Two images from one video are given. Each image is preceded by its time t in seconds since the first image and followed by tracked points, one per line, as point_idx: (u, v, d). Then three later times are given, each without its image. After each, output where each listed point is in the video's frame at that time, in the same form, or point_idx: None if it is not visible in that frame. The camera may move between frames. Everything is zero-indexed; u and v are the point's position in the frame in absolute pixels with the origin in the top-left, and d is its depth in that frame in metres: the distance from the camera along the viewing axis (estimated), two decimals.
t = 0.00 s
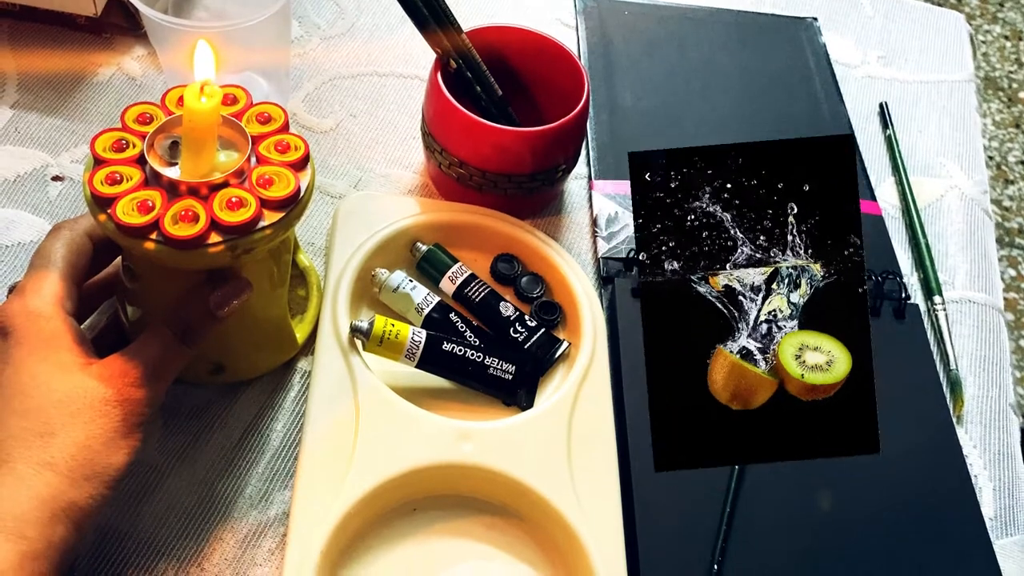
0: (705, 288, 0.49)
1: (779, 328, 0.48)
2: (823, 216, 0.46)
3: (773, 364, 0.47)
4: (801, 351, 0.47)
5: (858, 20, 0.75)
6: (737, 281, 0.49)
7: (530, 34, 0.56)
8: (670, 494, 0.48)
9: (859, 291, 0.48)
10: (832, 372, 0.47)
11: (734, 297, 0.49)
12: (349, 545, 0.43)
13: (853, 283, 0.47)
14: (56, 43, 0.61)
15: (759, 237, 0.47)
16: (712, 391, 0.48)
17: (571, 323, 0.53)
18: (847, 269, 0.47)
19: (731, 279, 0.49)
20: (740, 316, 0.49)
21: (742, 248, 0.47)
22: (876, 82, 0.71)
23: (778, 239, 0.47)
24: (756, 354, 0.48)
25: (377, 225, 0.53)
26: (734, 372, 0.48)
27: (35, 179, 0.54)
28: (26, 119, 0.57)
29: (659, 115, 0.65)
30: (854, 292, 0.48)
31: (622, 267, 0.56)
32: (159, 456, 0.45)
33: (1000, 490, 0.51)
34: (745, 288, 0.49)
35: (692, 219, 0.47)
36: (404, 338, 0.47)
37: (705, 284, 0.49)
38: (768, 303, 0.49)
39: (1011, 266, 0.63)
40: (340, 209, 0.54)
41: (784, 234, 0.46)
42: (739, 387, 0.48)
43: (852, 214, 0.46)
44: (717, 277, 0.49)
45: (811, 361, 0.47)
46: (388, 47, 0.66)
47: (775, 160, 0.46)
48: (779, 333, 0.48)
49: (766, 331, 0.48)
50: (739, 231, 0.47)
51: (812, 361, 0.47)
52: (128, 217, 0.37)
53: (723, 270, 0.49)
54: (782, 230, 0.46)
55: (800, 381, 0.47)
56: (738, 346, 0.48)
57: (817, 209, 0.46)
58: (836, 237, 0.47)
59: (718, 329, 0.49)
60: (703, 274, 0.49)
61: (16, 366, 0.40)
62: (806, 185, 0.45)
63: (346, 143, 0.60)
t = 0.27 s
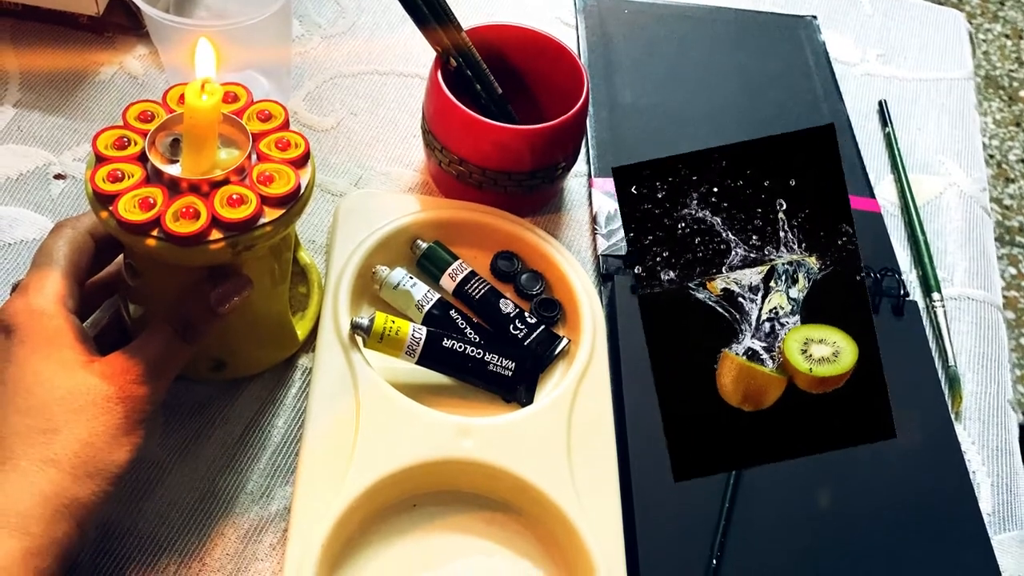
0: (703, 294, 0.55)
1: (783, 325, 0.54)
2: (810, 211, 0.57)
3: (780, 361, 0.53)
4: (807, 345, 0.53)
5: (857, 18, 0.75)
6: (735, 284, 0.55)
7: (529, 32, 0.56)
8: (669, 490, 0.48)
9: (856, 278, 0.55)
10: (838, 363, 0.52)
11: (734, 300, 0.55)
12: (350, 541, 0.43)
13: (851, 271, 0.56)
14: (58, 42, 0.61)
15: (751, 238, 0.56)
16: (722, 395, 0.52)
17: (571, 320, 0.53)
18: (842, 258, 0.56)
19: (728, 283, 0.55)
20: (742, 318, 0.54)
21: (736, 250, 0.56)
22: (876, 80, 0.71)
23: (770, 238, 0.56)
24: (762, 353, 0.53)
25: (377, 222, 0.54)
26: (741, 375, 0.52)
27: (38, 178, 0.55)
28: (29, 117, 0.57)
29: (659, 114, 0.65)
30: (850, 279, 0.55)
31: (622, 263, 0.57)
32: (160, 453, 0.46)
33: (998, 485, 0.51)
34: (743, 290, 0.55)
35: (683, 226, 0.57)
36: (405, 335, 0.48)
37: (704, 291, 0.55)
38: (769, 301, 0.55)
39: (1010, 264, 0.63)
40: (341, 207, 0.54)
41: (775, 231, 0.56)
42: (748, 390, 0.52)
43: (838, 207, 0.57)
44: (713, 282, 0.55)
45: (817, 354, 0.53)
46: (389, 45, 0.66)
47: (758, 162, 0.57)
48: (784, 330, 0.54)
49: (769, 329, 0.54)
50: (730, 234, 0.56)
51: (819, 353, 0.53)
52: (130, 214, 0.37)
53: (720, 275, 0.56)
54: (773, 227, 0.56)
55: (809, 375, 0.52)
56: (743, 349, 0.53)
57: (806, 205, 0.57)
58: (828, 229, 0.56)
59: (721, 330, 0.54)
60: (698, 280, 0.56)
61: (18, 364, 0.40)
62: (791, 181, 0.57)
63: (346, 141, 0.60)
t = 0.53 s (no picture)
0: (703, 294, 0.55)
1: (783, 325, 0.54)
2: (810, 210, 0.57)
3: (780, 361, 0.53)
4: (806, 345, 0.53)
5: (857, 17, 0.76)
6: (735, 283, 0.56)
7: (529, 31, 0.56)
8: (670, 486, 0.48)
9: (856, 278, 0.55)
10: (838, 362, 0.52)
11: (734, 299, 0.55)
12: (352, 537, 0.44)
13: (851, 271, 0.56)
14: (61, 41, 0.61)
15: (752, 238, 0.57)
16: (722, 395, 0.52)
17: (571, 317, 0.53)
18: (842, 258, 0.56)
19: (728, 282, 0.56)
20: (742, 317, 0.54)
21: (736, 250, 0.57)
22: (876, 79, 0.71)
23: (769, 237, 0.57)
24: (762, 353, 0.53)
25: (379, 221, 0.54)
26: (741, 375, 0.52)
27: (42, 177, 0.55)
28: (32, 117, 0.57)
29: (659, 112, 0.65)
30: (851, 280, 0.55)
31: (622, 261, 0.57)
32: (163, 450, 0.46)
33: (998, 482, 0.51)
34: (743, 289, 0.55)
35: (682, 226, 0.57)
36: (406, 332, 0.48)
37: (703, 290, 0.55)
38: (769, 301, 0.55)
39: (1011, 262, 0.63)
40: (342, 206, 0.54)
41: (776, 232, 0.56)
42: (748, 389, 0.52)
43: (838, 207, 0.57)
44: (713, 282, 0.56)
45: (817, 354, 0.53)
46: (390, 44, 0.66)
47: (755, 162, 0.58)
48: (784, 330, 0.54)
49: (769, 329, 0.54)
50: (730, 234, 0.57)
51: (819, 353, 0.53)
52: (133, 212, 0.37)
53: (720, 275, 0.56)
54: (773, 228, 0.57)
55: (809, 375, 0.52)
56: (743, 349, 0.53)
57: (806, 204, 0.57)
58: (827, 229, 0.57)
59: (722, 332, 0.54)
60: (698, 279, 0.56)
61: (23, 362, 0.40)
62: (790, 181, 0.57)
63: (348, 140, 0.60)
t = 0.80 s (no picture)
0: (704, 288, 0.54)
1: (779, 328, 0.52)
2: (822, 217, 0.50)
3: (773, 363, 0.51)
4: (801, 351, 0.52)
5: (859, 15, 0.76)
6: (737, 281, 0.54)
7: (532, 29, 0.57)
8: (674, 482, 0.49)
9: (860, 290, 0.52)
10: (832, 371, 0.51)
11: (734, 297, 0.54)
12: (357, 533, 0.44)
13: (854, 283, 0.52)
14: (65, 41, 0.62)
15: (759, 238, 0.51)
16: (712, 391, 0.51)
17: (574, 314, 0.54)
18: (847, 268, 0.51)
19: (731, 279, 0.54)
20: (740, 316, 0.53)
21: (743, 248, 0.52)
22: (878, 76, 0.71)
23: (777, 240, 0.51)
24: (756, 354, 0.52)
25: (383, 219, 0.54)
26: (733, 373, 0.51)
27: (47, 176, 0.55)
28: (37, 116, 0.58)
29: (662, 110, 0.65)
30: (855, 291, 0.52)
31: (625, 259, 0.57)
32: (169, 447, 0.46)
33: (1001, 477, 0.51)
34: (745, 288, 0.54)
35: (692, 219, 0.51)
36: (410, 330, 0.48)
37: (704, 284, 0.54)
38: (769, 302, 0.53)
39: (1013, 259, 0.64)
40: (346, 204, 0.54)
41: (784, 234, 0.51)
42: (738, 388, 0.51)
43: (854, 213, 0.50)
44: (717, 278, 0.54)
45: (811, 361, 0.51)
46: (392, 44, 0.67)
47: (774, 161, 0.49)
48: (780, 333, 0.52)
49: (766, 331, 0.52)
50: (739, 231, 0.51)
51: (813, 361, 0.51)
52: (138, 210, 0.38)
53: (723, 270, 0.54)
54: (782, 230, 0.51)
55: (800, 381, 0.51)
56: (738, 346, 0.52)
57: (817, 210, 0.50)
58: (836, 236, 0.50)
59: (717, 329, 0.53)
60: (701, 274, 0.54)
61: (29, 360, 0.40)
62: (805, 186, 0.49)
63: (351, 139, 0.61)
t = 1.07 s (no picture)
0: (703, 300, 0.53)
1: (785, 322, 0.52)
2: (800, 205, 0.55)
3: (787, 357, 0.51)
4: (812, 338, 0.52)
5: (861, 12, 0.76)
6: (733, 285, 0.54)
7: (533, 27, 0.57)
8: (676, 479, 0.49)
9: (853, 267, 0.54)
10: (845, 352, 0.52)
11: (734, 301, 0.53)
12: (360, 531, 0.44)
13: (846, 262, 0.54)
14: (67, 41, 0.62)
15: (744, 238, 0.54)
16: (734, 399, 0.51)
17: (576, 312, 0.54)
18: (837, 248, 0.54)
19: (727, 285, 0.54)
20: (745, 319, 0.53)
21: (730, 252, 0.54)
22: (879, 73, 0.71)
23: (762, 236, 0.54)
24: (767, 353, 0.52)
25: (384, 218, 0.54)
26: (750, 375, 0.51)
27: (49, 175, 0.55)
28: (39, 116, 0.58)
29: (663, 108, 0.65)
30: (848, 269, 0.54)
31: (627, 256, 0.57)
32: (172, 446, 0.46)
33: (1003, 473, 0.51)
34: (742, 291, 0.54)
35: (675, 235, 0.54)
36: (412, 328, 0.48)
37: (702, 296, 0.53)
38: (769, 300, 0.53)
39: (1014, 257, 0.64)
40: (348, 203, 0.55)
41: (767, 229, 0.54)
42: (759, 389, 0.51)
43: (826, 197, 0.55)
44: (712, 287, 0.54)
45: (823, 346, 0.52)
46: (394, 42, 0.67)
47: (740, 162, 0.55)
48: (786, 326, 0.52)
49: (772, 328, 0.52)
50: (722, 237, 0.54)
51: (825, 346, 0.52)
52: (140, 208, 0.38)
53: (717, 279, 0.54)
54: (765, 226, 0.54)
55: (817, 368, 0.51)
56: (749, 350, 0.52)
57: (794, 199, 0.55)
58: (819, 222, 0.54)
59: (722, 334, 0.52)
60: (697, 286, 0.54)
61: (33, 359, 0.40)
62: (777, 178, 0.55)
63: (353, 137, 0.61)
